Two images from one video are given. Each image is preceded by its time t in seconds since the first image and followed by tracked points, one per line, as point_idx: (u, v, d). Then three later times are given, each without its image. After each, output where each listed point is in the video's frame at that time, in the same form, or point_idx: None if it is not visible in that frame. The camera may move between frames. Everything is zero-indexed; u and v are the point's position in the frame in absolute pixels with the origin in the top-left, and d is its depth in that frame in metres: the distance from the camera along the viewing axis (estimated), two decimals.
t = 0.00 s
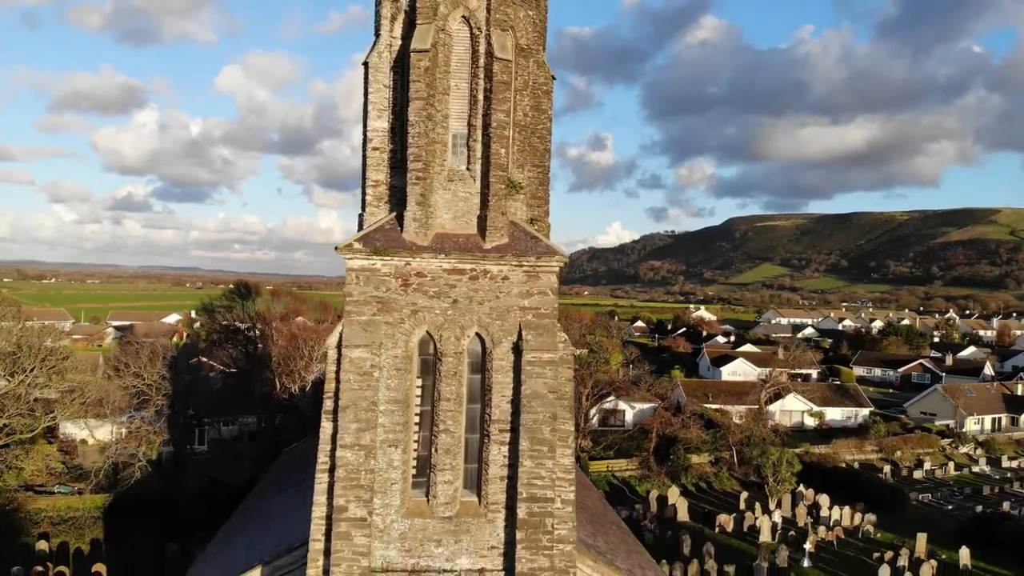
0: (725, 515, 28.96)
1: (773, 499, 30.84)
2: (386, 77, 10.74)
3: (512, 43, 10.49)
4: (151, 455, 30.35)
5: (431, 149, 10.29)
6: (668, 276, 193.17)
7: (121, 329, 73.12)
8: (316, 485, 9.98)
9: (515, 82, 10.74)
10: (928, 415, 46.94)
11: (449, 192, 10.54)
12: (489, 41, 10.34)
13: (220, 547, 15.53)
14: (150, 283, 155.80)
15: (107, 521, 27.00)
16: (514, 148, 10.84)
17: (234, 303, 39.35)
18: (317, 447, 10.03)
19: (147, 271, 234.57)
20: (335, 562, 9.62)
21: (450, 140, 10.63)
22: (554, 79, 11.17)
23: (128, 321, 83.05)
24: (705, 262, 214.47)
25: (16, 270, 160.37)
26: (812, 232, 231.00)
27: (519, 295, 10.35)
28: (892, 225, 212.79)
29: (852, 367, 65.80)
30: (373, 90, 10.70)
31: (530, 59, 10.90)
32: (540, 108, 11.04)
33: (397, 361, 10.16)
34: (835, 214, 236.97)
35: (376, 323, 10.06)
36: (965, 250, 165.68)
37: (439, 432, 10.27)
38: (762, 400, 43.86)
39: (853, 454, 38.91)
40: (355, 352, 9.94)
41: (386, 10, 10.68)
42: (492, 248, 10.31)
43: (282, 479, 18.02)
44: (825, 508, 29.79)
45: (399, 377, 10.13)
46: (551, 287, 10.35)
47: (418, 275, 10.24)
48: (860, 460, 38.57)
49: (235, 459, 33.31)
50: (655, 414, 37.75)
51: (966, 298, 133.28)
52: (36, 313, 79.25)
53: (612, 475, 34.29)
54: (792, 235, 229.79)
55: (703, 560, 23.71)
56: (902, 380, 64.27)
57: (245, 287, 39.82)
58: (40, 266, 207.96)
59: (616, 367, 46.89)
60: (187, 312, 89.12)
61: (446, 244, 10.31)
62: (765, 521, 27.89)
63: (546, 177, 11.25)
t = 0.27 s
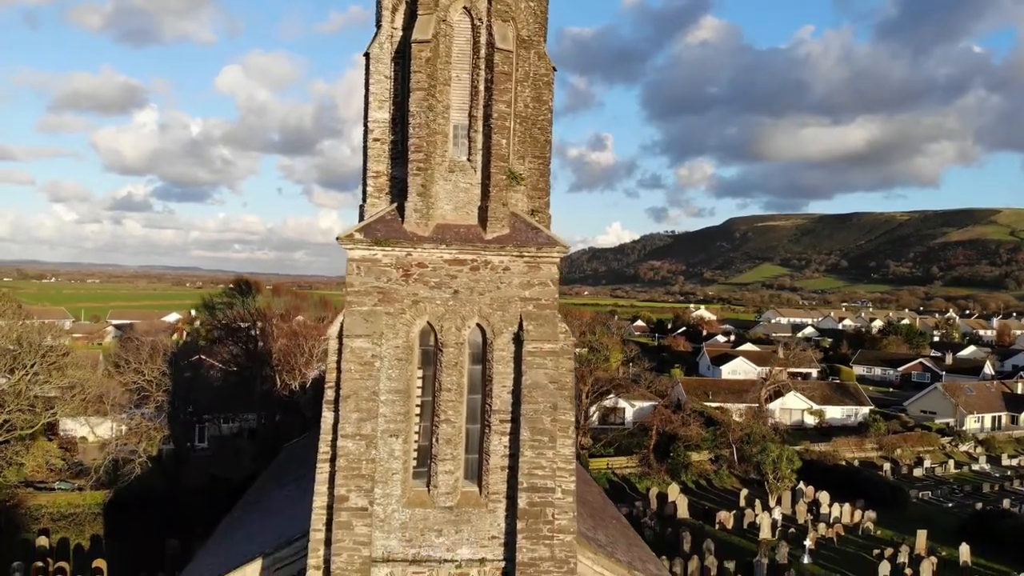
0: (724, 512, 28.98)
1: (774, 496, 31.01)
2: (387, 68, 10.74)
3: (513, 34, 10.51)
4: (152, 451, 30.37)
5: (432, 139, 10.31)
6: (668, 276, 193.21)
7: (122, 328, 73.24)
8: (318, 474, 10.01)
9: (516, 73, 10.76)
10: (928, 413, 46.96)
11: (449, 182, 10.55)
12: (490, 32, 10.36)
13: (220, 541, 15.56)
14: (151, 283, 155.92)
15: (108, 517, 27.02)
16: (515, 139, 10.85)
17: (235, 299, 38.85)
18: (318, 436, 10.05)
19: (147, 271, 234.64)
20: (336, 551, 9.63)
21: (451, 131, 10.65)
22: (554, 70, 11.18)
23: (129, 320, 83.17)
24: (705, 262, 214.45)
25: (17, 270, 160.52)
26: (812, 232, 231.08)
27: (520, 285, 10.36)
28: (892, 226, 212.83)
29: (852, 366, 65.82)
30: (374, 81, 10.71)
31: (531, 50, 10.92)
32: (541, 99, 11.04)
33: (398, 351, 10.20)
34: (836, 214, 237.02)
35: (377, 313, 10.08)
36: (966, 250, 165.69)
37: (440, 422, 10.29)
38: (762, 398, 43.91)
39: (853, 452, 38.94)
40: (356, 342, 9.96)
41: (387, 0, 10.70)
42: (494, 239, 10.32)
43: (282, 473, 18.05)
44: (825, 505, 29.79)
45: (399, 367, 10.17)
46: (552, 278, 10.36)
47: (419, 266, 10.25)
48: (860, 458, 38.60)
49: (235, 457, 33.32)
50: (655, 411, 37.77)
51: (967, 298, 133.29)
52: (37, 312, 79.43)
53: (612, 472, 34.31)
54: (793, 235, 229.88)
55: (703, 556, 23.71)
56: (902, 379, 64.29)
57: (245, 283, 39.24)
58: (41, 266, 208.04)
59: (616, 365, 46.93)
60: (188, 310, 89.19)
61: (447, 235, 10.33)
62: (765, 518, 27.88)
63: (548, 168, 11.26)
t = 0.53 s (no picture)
0: (724, 508, 28.98)
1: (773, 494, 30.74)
2: (387, 59, 10.74)
3: (514, 25, 10.53)
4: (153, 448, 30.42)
5: (432, 130, 10.31)
6: (668, 275, 193.22)
7: (123, 326, 73.26)
8: (318, 464, 10.04)
9: (517, 65, 10.78)
10: (929, 411, 46.99)
11: (450, 173, 10.55)
12: (491, 23, 10.39)
13: (220, 534, 15.57)
14: (150, 282, 155.91)
15: (107, 513, 27.05)
16: (516, 130, 10.85)
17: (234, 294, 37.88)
18: (319, 426, 10.07)
19: (147, 270, 234.67)
20: (337, 541, 9.65)
21: (452, 122, 10.66)
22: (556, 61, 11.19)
23: (129, 318, 83.17)
24: (705, 262, 214.44)
25: (18, 269, 160.65)
26: (812, 232, 231.19)
27: (520, 276, 10.36)
28: (892, 225, 212.88)
29: (852, 365, 65.86)
30: (374, 71, 10.70)
31: (531, 41, 10.93)
32: (542, 91, 11.04)
33: (399, 341, 10.23)
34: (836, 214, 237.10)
35: (377, 304, 10.09)
36: (965, 250, 165.76)
37: (441, 412, 10.32)
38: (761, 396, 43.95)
39: (853, 449, 38.98)
40: (356, 332, 9.97)
41: None
42: (494, 230, 10.32)
43: (281, 468, 18.06)
44: (825, 502, 29.79)
45: (400, 357, 10.21)
46: (553, 268, 10.35)
47: (420, 256, 10.26)
48: (859, 456, 38.62)
49: (235, 453, 33.32)
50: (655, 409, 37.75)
51: (966, 298, 133.34)
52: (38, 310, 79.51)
53: (612, 469, 34.32)
54: (793, 235, 229.92)
55: (703, 552, 23.71)
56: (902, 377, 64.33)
57: (245, 277, 38.02)
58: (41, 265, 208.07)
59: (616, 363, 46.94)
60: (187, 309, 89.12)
61: (447, 225, 10.33)
62: (765, 514, 27.85)
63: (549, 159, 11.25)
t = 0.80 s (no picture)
0: (724, 504, 28.99)
1: (773, 489, 30.64)
2: (388, 48, 10.76)
3: (514, 13, 10.55)
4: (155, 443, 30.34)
5: (433, 118, 10.33)
6: (668, 275, 193.16)
7: (122, 324, 73.18)
8: (319, 451, 10.07)
9: (518, 53, 10.79)
10: (928, 409, 47.01)
11: (451, 161, 10.57)
12: (492, 11, 10.40)
13: (220, 526, 15.60)
14: (150, 282, 155.87)
15: (108, 508, 27.10)
16: (516, 119, 10.87)
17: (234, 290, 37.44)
18: (320, 413, 10.11)
19: (147, 270, 234.56)
20: (337, 527, 9.70)
21: (453, 110, 10.68)
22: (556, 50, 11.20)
23: (129, 317, 83.10)
24: (705, 262, 214.41)
25: (17, 268, 160.59)
26: (812, 232, 231.21)
27: (521, 265, 10.38)
28: (892, 225, 212.83)
29: (852, 364, 65.86)
30: (375, 60, 10.72)
31: (532, 30, 10.95)
32: (542, 79, 11.06)
33: (399, 329, 10.26)
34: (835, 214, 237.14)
35: (378, 292, 10.11)
36: (965, 250, 165.78)
37: (441, 400, 10.36)
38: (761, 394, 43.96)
39: (853, 447, 39.00)
40: (357, 320, 10.01)
41: None
42: (495, 218, 10.34)
43: (282, 461, 18.10)
44: (825, 498, 29.79)
45: (401, 345, 10.24)
46: (553, 257, 10.37)
47: (420, 245, 10.28)
48: (859, 453, 38.64)
49: (235, 449, 33.33)
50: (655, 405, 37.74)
51: (966, 298, 133.34)
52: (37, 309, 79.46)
53: (612, 466, 34.33)
54: (793, 235, 229.96)
55: (703, 547, 23.72)
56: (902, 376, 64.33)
57: (245, 274, 37.82)
58: (40, 264, 207.95)
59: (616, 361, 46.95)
60: (187, 308, 89.08)
61: (448, 213, 10.35)
62: (765, 510, 27.83)
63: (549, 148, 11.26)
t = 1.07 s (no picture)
0: (724, 500, 29.00)
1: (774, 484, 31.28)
2: (388, 36, 10.78)
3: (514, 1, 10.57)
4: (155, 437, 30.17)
5: (433, 105, 10.35)
6: (668, 275, 193.12)
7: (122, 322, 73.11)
8: (319, 437, 10.11)
9: (518, 41, 10.81)
10: (928, 407, 47.02)
11: (451, 149, 10.58)
12: None
13: (220, 516, 15.64)
14: (150, 281, 155.77)
15: (107, 503, 27.18)
16: (516, 107, 10.88)
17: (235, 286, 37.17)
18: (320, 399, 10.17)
19: (147, 269, 234.42)
20: (337, 512, 9.73)
21: (453, 98, 10.70)
22: (556, 39, 11.22)
23: (128, 316, 83.04)
24: (705, 262, 214.35)
25: (17, 267, 160.55)
26: (812, 232, 231.21)
27: (521, 252, 10.39)
28: (892, 225, 212.82)
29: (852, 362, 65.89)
30: (376, 48, 10.73)
31: (532, 18, 10.96)
32: (542, 68, 11.08)
33: (399, 316, 10.29)
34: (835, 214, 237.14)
35: (378, 279, 10.13)
36: (965, 250, 165.78)
37: (441, 386, 10.40)
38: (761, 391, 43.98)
39: (852, 444, 39.02)
40: (357, 306, 10.04)
41: None
42: (495, 205, 10.35)
43: (281, 453, 18.14)
44: (825, 494, 29.78)
45: (401, 332, 10.28)
46: (553, 244, 10.39)
47: (420, 232, 10.30)
48: (859, 450, 38.66)
49: (235, 445, 33.36)
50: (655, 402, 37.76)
51: (966, 298, 133.34)
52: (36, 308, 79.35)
53: (611, 462, 34.36)
54: (792, 235, 229.95)
55: (702, 542, 23.74)
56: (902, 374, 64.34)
57: (246, 270, 37.69)
58: (40, 264, 207.87)
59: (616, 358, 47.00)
60: (186, 306, 89.02)
61: (448, 200, 10.36)
62: (765, 506, 27.83)
63: (549, 137, 11.27)
